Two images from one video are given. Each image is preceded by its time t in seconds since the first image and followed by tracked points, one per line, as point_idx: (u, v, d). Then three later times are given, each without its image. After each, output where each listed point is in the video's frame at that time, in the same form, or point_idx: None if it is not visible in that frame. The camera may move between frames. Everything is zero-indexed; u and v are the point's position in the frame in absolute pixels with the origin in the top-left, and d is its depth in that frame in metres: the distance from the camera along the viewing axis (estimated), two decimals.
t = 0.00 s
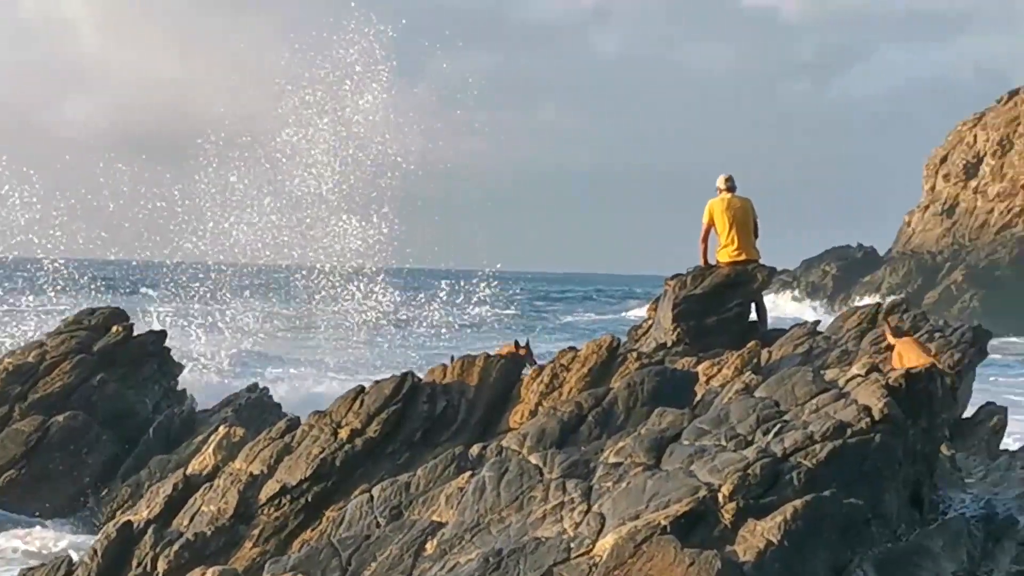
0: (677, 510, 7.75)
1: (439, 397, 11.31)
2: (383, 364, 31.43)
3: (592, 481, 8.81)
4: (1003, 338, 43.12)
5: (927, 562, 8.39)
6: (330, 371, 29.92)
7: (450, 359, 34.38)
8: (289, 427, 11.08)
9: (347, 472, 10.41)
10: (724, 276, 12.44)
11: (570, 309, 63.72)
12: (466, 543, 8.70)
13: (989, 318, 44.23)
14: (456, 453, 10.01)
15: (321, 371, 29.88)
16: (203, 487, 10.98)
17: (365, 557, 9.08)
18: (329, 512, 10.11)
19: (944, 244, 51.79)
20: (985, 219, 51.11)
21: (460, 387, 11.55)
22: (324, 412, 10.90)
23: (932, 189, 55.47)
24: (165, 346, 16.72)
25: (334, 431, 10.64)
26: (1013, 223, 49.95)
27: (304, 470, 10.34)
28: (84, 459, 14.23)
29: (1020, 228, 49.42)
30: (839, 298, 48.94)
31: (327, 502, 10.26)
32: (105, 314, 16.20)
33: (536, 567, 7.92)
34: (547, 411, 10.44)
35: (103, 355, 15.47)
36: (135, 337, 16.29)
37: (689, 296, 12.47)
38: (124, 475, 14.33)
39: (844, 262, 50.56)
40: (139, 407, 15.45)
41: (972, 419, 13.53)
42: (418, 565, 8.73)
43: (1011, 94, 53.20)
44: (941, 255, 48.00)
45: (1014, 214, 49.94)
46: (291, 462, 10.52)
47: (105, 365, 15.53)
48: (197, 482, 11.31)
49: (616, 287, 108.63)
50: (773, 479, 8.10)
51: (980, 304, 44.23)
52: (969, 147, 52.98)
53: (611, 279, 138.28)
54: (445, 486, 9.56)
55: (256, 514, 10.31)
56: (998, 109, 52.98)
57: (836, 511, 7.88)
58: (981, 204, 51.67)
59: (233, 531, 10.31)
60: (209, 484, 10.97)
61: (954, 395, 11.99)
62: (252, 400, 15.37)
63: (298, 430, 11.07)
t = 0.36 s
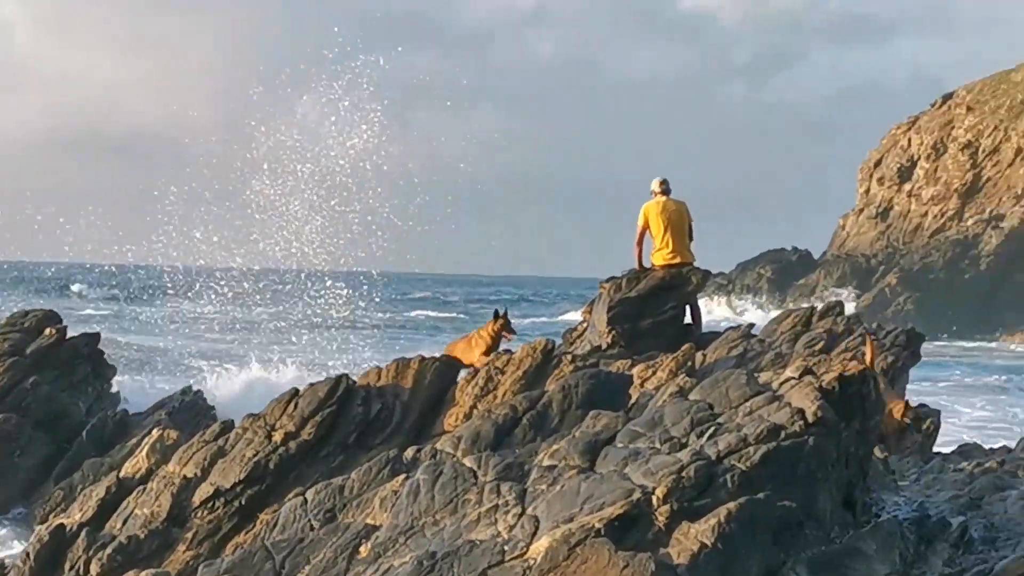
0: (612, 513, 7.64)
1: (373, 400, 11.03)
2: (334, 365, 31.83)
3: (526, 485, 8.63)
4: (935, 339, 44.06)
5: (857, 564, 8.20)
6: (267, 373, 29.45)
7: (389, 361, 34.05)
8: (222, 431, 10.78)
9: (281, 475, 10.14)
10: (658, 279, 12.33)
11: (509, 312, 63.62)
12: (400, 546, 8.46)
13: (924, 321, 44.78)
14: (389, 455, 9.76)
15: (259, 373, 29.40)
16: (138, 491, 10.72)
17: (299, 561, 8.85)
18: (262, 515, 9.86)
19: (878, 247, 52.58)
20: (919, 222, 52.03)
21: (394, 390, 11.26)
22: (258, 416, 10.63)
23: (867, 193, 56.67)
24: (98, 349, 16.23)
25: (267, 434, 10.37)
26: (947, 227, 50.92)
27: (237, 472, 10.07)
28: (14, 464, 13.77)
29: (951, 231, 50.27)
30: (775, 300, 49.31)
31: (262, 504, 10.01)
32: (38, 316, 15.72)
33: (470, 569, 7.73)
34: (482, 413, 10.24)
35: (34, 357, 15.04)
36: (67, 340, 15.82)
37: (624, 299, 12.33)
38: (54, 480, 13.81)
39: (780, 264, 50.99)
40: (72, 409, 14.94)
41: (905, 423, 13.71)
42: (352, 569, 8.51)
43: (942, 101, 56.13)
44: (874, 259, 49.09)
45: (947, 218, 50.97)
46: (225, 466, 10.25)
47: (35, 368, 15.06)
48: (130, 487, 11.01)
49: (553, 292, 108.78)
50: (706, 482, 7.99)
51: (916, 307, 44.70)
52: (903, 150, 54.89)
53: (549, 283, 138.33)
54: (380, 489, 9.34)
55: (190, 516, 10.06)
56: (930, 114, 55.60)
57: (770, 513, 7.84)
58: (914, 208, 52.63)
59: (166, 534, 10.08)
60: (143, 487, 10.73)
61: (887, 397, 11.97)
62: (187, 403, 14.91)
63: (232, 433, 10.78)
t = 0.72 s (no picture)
0: (546, 515, 7.50)
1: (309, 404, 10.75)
2: (281, 362, 32.25)
3: (461, 488, 8.46)
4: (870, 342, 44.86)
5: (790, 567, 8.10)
6: (202, 376, 28.90)
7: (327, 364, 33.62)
8: (157, 434, 10.51)
9: (216, 478, 9.88)
10: (595, 282, 12.25)
11: (448, 314, 63.36)
12: (334, 550, 8.25)
13: (858, 322, 45.52)
14: (324, 459, 9.54)
15: (193, 376, 28.85)
16: (70, 494, 10.43)
17: (231, 564, 8.61)
18: (197, 518, 9.60)
19: (814, 250, 52.66)
20: (854, 226, 52.15)
21: (330, 393, 10.98)
22: (193, 418, 10.35)
23: (802, 197, 56.98)
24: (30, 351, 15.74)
25: (202, 437, 10.10)
26: (882, 230, 50.98)
27: (171, 476, 9.80)
28: None
29: (886, 234, 50.45)
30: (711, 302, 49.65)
31: (196, 508, 9.76)
32: None
33: (405, 572, 7.50)
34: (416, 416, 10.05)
35: None
36: None
37: (560, 302, 12.21)
38: None
39: (716, 267, 51.33)
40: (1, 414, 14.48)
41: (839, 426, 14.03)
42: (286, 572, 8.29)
43: (877, 105, 57.36)
44: (810, 262, 49.84)
45: (882, 222, 50.99)
46: (159, 468, 9.98)
47: None
48: (63, 490, 10.71)
49: (491, 292, 108.69)
50: (641, 485, 7.89)
51: (850, 310, 45.38)
52: (839, 155, 55.74)
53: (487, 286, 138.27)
54: (314, 492, 9.12)
55: (122, 520, 9.81)
56: (866, 118, 56.67)
57: (703, 516, 7.70)
58: (850, 211, 52.89)
59: (98, 538, 9.80)
60: (76, 490, 10.44)
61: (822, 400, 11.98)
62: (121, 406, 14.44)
63: (165, 436, 10.50)
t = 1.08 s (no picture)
0: (479, 517, 7.38)
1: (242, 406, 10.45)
2: (215, 365, 31.77)
3: (393, 490, 8.27)
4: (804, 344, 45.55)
5: (723, 568, 8.01)
6: (135, 378, 28.34)
7: (263, 366, 33.18)
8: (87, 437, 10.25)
9: (147, 480, 9.65)
10: (528, 284, 12.22)
11: (384, 317, 63.03)
12: (265, 552, 8.10)
13: (790, 323, 46.09)
14: (257, 461, 9.34)
15: (125, 378, 28.29)
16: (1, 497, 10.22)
17: (163, 566, 8.47)
18: (128, 520, 9.41)
19: (748, 252, 53.02)
20: (787, 228, 52.55)
21: (262, 395, 10.66)
22: (124, 419, 10.11)
23: (736, 199, 57.51)
24: None
25: (133, 440, 9.85)
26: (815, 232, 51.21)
27: (101, 478, 9.58)
28: None
29: (819, 236, 50.73)
30: (646, 305, 49.94)
31: (127, 510, 9.54)
32: None
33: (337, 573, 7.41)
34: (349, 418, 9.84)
35: None
36: None
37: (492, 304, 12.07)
38: None
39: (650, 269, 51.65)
40: None
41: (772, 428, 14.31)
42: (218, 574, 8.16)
43: (809, 107, 58.26)
44: (743, 264, 50.39)
45: (816, 224, 51.28)
46: (90, 470, 9.76)
47: None
48: None
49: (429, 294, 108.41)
50: (574, 487, 7.80)
51: (783, 311, 45.94)
52: (771, 156, 56.32)
53: (422, 287, 137.68)
54: (246, 494, 8.92)
55: (53, 521, 9.61)
56: (799, 120, 57.52)
57: (634, 518, 7.60)
58: (783, 213, 53.42)
59: (30, 540, 9.61)
60: (7, 492, 10.24)
61: (754, 401, 12.01)
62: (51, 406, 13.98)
63: (96, 438, 10.27)
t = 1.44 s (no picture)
0: (412, 516, 7.29)
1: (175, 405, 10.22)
2: (147, 365, 31.13)
3: (327, 488, 8.15)
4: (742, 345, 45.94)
5: (656, 566, 7.97)
6: (62, 377, 27.64)
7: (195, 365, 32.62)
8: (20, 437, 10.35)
9: (80, 479, 9.56)
10: (464, 284, 11.84)
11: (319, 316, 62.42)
12: (199, 551, 8.00)
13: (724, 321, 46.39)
14: (190, 460, 9.06)
15: (52, 377, 27.57)
16: None
17: (96, 566, 8.38)
18: (60, 520, 9.32)
19: (682, 250, 53.38)
20: (721, 227, 53.10)
21: (194, 394, 10.30)
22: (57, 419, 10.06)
23: (670, 197, 57.93)
24: None
25: (66, 439, 9.79)
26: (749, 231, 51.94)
27: (33, 477, 9.51)
28: None
29: (753, 235, 51.32)
30: (581, 304, 50.08)
31: (60, 510, 9.46)
32: None
33: (270, 573, 7.39)
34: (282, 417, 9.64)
35: None
36: None
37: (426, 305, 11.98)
38: None
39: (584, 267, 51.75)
40: None
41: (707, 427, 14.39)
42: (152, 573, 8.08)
43: (743, 107, 58.99)
44: (678, 263, 50.80)
45: (752, 223, 51.82)
46: (22, 471, 9.70)
47: None
48: None
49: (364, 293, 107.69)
50: (508, 485, 7.71)
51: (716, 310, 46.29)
52: (706, 155, 56.98)
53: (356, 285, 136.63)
54: (179, 493, 8.71)
55: None
56: (733, 119, 58.25)
57: (568, 517, 7.52)
58: (717, 212, 53.94)
59: None
60: None
61: (688, 400, 12.01)
62: None
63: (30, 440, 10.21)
